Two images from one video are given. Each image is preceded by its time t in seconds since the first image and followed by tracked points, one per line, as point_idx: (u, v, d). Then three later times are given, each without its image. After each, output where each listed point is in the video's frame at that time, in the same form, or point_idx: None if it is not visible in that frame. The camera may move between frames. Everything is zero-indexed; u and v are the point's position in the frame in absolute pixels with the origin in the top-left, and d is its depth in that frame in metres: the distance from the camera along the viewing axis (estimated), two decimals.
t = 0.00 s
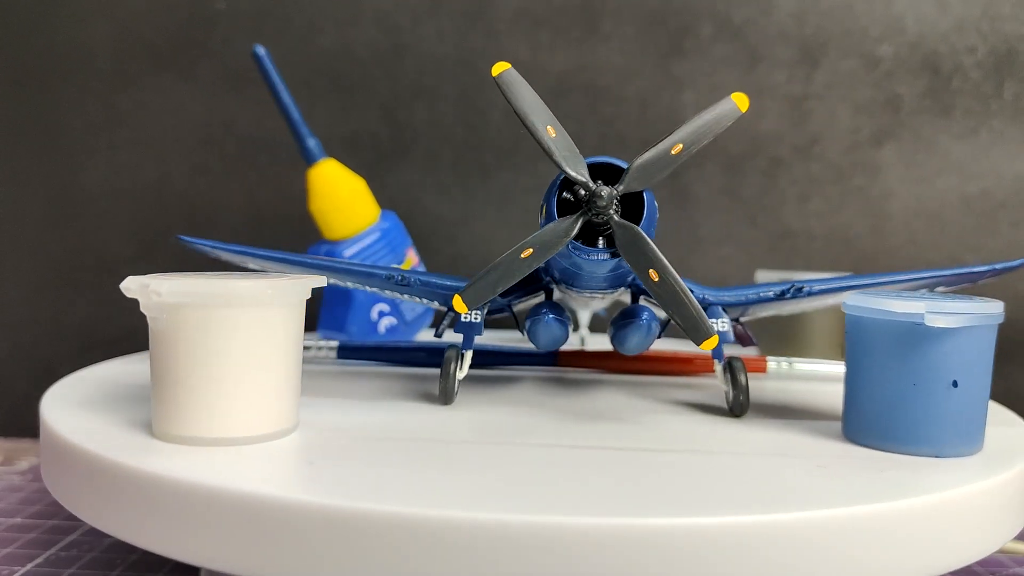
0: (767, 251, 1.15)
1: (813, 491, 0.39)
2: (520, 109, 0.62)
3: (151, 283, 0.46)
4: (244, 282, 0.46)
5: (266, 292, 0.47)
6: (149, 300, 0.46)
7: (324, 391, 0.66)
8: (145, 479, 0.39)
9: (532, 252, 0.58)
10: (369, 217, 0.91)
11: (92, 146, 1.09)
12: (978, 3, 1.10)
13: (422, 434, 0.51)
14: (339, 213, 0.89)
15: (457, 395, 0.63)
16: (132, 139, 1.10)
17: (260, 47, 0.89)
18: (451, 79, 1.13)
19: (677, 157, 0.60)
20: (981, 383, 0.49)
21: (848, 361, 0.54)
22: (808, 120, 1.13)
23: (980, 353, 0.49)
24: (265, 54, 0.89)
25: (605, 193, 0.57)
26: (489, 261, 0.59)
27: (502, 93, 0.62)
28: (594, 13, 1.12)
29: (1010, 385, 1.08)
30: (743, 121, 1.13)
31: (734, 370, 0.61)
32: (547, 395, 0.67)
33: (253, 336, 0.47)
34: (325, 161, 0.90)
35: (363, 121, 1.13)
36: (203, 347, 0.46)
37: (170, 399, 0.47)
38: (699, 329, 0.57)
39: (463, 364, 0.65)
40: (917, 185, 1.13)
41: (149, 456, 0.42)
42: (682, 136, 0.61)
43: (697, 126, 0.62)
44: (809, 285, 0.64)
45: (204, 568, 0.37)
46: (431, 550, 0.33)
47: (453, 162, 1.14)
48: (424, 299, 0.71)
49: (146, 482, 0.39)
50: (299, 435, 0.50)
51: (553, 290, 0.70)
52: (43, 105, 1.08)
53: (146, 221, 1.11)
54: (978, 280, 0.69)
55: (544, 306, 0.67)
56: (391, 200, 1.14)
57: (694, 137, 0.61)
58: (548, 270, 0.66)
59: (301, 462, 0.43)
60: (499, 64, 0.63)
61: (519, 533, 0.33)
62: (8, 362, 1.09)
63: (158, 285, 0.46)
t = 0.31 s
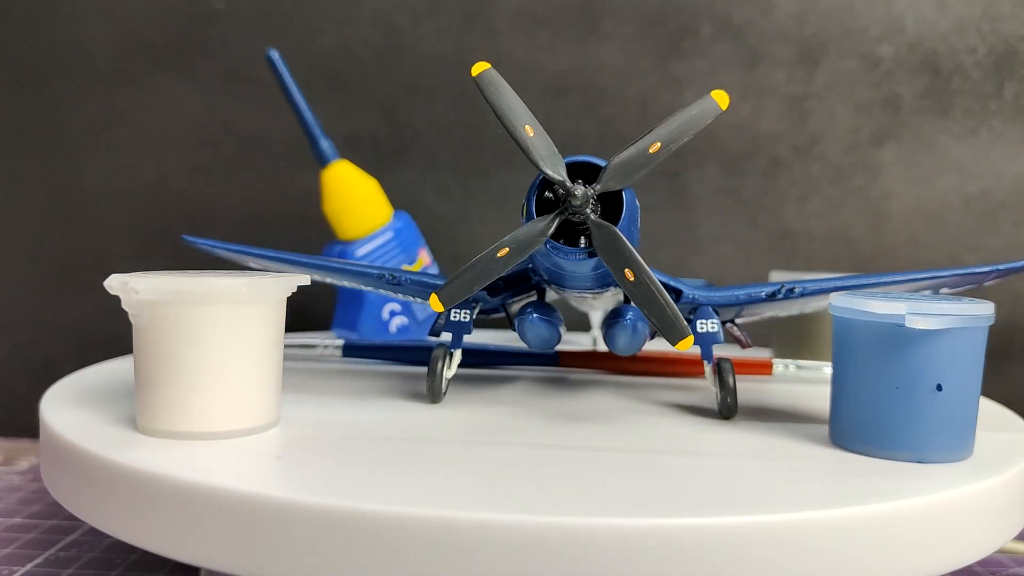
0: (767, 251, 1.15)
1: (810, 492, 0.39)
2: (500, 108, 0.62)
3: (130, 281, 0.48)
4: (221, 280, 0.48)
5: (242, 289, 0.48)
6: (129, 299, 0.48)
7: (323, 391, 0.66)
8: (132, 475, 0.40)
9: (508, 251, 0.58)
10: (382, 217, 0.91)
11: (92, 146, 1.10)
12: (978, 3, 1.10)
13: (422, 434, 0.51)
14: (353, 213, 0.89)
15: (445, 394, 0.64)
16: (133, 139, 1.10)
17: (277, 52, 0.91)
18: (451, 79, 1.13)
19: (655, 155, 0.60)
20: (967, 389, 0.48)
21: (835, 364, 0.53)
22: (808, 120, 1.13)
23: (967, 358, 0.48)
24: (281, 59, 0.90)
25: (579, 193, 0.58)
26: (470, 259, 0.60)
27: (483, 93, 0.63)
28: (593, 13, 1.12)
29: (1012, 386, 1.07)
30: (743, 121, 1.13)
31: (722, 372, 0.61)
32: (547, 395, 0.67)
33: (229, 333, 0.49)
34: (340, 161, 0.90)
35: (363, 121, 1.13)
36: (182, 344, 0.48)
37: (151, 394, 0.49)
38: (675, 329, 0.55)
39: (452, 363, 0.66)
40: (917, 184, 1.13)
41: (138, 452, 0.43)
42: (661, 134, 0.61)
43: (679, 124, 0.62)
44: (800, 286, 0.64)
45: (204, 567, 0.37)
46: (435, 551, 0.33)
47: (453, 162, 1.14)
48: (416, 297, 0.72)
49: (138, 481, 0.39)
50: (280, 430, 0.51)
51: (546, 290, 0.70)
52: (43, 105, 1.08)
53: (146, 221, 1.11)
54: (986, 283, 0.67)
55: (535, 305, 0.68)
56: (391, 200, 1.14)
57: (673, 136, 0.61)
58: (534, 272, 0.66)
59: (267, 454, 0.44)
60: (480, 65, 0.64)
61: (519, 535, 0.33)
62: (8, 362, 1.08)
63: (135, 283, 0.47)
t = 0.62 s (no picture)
0: (767, 251, 1.15)
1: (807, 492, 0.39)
2: (476, 107, 0.63)
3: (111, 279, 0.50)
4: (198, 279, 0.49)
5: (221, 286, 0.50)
6: (112, 297, 0.50)
7: (322, 391, 0.66)
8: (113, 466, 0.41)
9: (481, 251, 0.58)
10: (397, 217, 0.91)
11: (91, 146, 1.09)
12: (978, 3, 1.10)
13: (421, 434, 0.51)
14: (369, 213, 0.90)
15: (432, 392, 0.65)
16: (133, 139, 1.10)
17: (292, 55, 0.92)
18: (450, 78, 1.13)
19: (630, 154, 0.60)
20: (949, 393, 0.47)
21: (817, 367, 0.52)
22: (808, 120, 1.13)
23: (947, 361, 0.46)
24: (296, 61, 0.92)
25: (550, 192, 0.58)
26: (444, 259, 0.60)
27: (460, 92, 0.64)
28: (593, 13, 1.13)
29: (1012, 386, 1.07)
30: (743, 121, 1.13)
31: (706, 373, 0.60)
32: (546, 397, 0.67)
33: (207, 329, 0.50)
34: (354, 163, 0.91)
35: (363, 121, 1.13)
36: (162, 340, 0.49)
37: (132, 389, 0.50)
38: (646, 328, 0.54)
39: (439, 362, 0.67)
40: (917, 184, 1.13)
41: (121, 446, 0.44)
42: (635, 131, 0.61)
43: (655, 123, 0.62)
44: (789, 286, 0.63)
45: (203, 567, 0.37)
46: (435, 551, 0.33)
47: (453, 162, 1.14)
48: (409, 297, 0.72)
49: (127, 477, 0.40)
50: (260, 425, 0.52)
51: (538, 289, 0.70)
52: (43, 104, 1.08)
53: (146, 220, 1.11)
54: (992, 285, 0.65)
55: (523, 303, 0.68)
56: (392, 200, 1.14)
57: (648, 134, 0.61)
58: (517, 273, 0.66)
59: (237, 448, 0.45)
60: (459, 64, 0.64)
61: (519, 536, 0.33)
62: (7, 363, 1.08)
63: (116, 280, 0.49)
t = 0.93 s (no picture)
0: (767, 251, 1.15)
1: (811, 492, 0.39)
2: (454, 107, 0.64)
3: (98, 276, 0.51)
4: (181, 278, 0.50)
5: (204, 284, 0.51)
6: (99, 295, 0.51)
7: (321, 391, 0.66)
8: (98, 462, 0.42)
9: (458, 250, 0.59)
10: (411, 216, 0.91)
11: (91, 146, 1.09)
12: (978, 3, 1.09)
13: (422, 434, 0.51)
14: (383, 212, 0.90)
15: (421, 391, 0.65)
16: (133, 139, 1.10)
17: (306, 60, 0.94)
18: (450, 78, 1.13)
19: (606, 153, 0.59)
20: (928, 399, 0.45)
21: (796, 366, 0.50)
22: (808, 120, 1.13)
23: (927, 364, 0.44)
24: (309, 67, 0.94)
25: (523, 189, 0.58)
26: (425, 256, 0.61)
27: (440, 93, 0.65)
28: (593, 13, 1.13)
29: (1013, 386, 1.07)
30: (743, 121, 1.13)
31: (691, 373, 0.59)
32: (545, 397, 0.67)
33: (191, 327, 0.51)
34: (368, 163, 0.91)
35: (363, 121, 1.13)
36: (147, 337, 0.51)
37: (120, 384, 0.51)
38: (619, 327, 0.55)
39: (430, 360, 0.67)
40: (917, 184, 1.12)
41: (114, 442, 0.45)
42: (612, 129, 0.61)
43: (633, 121, 0.61)
44: (778, 287, 0.63)
45: (203, 568, 0.37)
46: (432, 552, 0.33)
47: (452, 162, 1.14)
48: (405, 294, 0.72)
49: (123, 476, 0.40)
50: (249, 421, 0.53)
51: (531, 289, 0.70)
52: (43, 104, 1.08)
53: (146, 220, 1.11)
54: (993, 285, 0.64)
55: (511, 302, 0.69)
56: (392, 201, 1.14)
57: (625, 132, 0.61)
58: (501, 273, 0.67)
59: (210, 442, 0.46)
60: (440, 64, 0.66)
61: (517, 537, 0.33)
62: (7, 362, 1.08)
63: (102, 278, 0.50)
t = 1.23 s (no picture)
0: (767, 251, 1.15)
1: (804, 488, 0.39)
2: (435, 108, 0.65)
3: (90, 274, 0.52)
4: (166, 273, 0.51)
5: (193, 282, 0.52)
6: (91, 292, 0.53)
7: (322, 389, 0.66)
8: (92, 458, 0.42)
9: (437, 249, 0.60)
10: (426, 217, 0.91)
11: (92, 146, 1.10)
12: (977, 3, 1.10)
13: (423, 433, 0.51)
14: (397, 212, 0.90)
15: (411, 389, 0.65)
16: (134, 139, 1.10)
17: (321, 65, 0.95)
18: (451, 78, 1.13)
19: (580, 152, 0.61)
20: (904, 402, 0.43)
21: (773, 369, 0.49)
22: (807, 120, 1.13)
23: (902, 368, 0.43)
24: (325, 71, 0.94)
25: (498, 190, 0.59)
26: (407, 256, 0.62)
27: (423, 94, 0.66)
28: (593, 13, 1.13)
29: (1012, 386, 1.07)
30: (742, 121, 1.14)
31: (673, 374, 0.57)
32: (545, 397, 0.67)
33: (179, 323, 0.52)
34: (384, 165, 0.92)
35: (363, 121, 1.13)
36: (137, 333, 0.52)
37: (110, 378, 0.53)
38: (591, 327, 0.56)
39: (421, 359, 0.67)
40: (916, 185, 1.13)
41: (114, 442, 0.45)
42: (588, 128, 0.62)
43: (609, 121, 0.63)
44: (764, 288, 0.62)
45: (205, 568, 0.37)
46: (429, 552, 0.33)
47: (452, 162, 1.14)
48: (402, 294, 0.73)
49: (123, 475, 0.40)
50: (249, 420, 0.54)
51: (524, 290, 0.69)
52: (44, 104, 1.08)
53: (147, 220, 1.11)
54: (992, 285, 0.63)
55: (500, 302, 0.69)
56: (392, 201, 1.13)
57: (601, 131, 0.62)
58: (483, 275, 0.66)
59: (191, 436, 0.48)
60: (423, 66, 0.67)
61: (513, 537, 0.33)
62: (7, 363, 1.08)
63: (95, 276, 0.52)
